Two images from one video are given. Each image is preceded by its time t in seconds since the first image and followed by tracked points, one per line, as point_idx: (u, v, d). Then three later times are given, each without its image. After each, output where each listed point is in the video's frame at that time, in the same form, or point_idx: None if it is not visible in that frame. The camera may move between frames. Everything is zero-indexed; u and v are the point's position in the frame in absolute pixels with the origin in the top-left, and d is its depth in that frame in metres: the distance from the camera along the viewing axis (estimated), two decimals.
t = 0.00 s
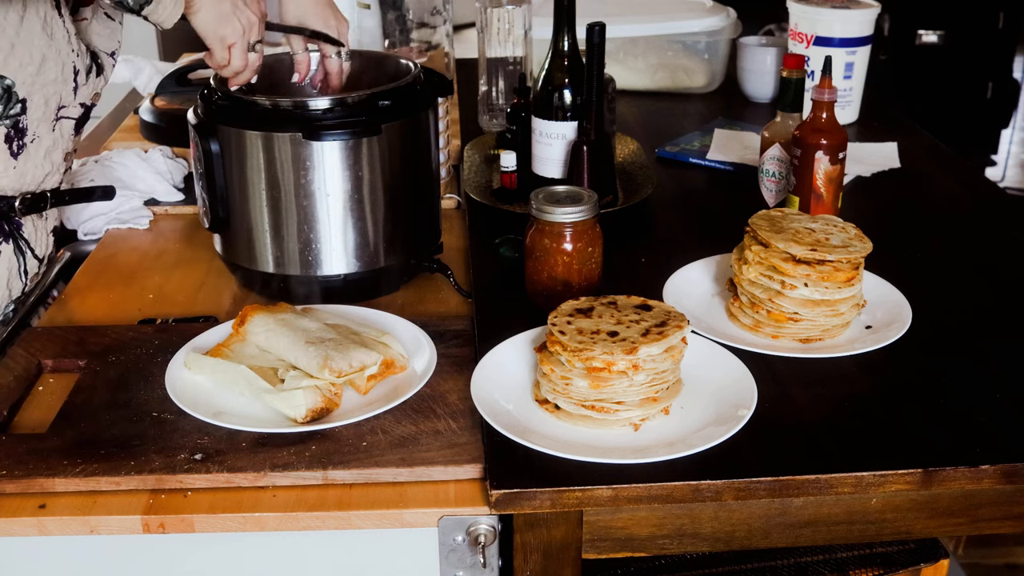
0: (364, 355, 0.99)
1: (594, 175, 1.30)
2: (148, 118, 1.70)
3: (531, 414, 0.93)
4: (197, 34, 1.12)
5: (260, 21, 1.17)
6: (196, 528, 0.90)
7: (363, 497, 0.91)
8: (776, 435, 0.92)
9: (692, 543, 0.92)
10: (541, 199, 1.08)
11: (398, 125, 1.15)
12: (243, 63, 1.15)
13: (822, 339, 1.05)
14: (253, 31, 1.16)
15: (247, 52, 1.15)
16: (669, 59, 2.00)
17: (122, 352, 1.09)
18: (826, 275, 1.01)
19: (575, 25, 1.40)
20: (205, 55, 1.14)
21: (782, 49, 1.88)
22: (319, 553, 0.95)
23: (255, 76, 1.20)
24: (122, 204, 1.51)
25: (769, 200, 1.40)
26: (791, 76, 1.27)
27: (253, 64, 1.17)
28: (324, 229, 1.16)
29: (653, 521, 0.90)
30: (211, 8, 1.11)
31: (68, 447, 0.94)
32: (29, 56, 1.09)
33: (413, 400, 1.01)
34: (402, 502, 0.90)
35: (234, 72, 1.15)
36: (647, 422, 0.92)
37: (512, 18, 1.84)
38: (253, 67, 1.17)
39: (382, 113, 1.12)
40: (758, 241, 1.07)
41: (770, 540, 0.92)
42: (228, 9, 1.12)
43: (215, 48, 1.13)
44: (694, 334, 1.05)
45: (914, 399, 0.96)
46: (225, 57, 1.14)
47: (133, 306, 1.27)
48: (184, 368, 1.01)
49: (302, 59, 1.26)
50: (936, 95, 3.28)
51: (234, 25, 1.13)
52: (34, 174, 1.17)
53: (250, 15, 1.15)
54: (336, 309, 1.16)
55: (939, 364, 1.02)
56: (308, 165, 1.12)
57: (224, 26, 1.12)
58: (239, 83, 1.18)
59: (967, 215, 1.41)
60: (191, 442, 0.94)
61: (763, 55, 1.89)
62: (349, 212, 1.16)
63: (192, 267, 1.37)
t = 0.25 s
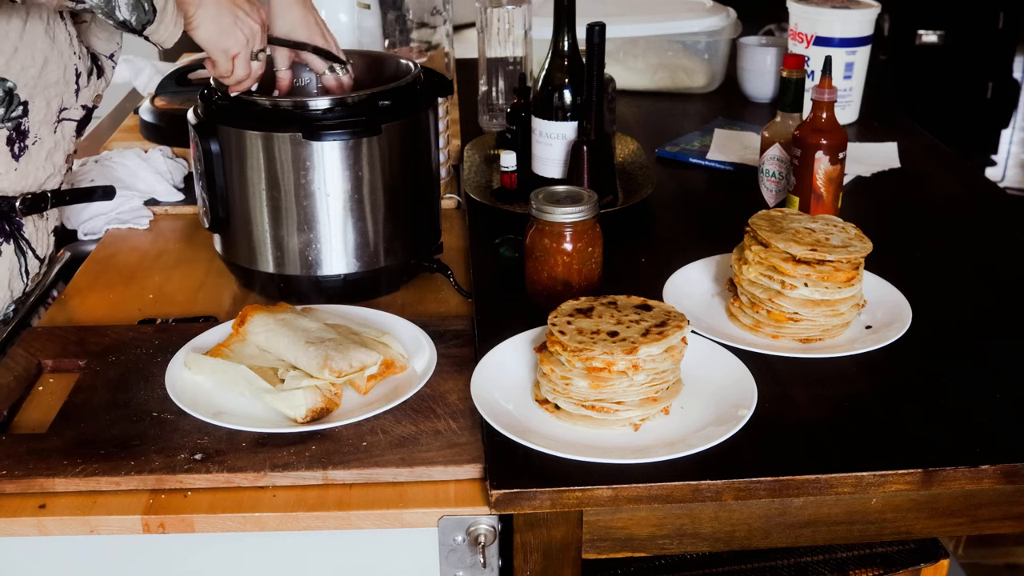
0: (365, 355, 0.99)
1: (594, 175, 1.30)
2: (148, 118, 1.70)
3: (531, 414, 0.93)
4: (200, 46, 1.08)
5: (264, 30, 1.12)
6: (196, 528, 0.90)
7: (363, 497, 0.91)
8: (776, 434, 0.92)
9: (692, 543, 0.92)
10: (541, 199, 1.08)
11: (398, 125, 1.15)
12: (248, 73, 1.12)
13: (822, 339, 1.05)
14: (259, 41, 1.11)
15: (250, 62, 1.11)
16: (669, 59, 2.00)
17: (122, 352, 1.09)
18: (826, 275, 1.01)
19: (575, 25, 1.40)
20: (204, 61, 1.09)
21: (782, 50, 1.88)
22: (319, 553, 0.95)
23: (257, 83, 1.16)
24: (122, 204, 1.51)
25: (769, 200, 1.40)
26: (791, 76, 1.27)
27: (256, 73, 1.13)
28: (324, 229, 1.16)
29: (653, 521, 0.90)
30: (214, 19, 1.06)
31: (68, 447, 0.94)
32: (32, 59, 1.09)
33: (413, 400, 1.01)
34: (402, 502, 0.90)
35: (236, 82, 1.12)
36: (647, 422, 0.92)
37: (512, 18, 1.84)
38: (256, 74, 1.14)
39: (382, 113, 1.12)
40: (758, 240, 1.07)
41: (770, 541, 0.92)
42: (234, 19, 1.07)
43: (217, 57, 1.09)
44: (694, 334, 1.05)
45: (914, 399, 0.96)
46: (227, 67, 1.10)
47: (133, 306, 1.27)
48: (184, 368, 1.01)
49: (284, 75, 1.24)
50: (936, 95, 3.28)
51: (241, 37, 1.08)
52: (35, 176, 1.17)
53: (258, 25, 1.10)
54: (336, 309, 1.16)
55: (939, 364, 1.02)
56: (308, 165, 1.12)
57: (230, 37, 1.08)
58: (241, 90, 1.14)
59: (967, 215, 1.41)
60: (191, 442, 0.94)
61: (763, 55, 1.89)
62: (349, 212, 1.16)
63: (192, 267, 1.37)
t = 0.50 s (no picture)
0: (365, 355, 0.99)
1: (594, 175, 1.30)
2: (148, 118, 1.70)
3: (531, 414, 0.93)
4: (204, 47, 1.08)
5: (268, 28, 1.12)
6: (196, 528, 0.90)
7: (363, 497, 0.91)
8: (776, 434, 0.92)
9: (692, 543, 0.92)
10: (541, 199, 1.08)
11: (398, 125, 1.15)
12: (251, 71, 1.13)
13: (822, 339, 1.05)
14: (263, 41, 1.11)
15: (253, 59, 1.12)
16: (669, 59, 2.00)
17: (122, 352, 1.09)
18: (826, 275, 1.01)
19: (575, 25, 1.40)
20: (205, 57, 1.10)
21: (782, 49, 1.88)
22: (320, 553, 0.95)
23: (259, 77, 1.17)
24: (122, 204, 1.51)
25: (769, 200, 1.40)
26: (791, 76, 1.27)
27: (257, 67, 1.15)
28: (324, 229, 1.16)
29: (653, 521, 0.90)
30: (219, 22, 1.06)
31: (68, 447, 0.94)
32: (29, 62, 1.09)
33: (413, 400, 1.01)
34: (402, 502, 0.90)
35: (240, 78, 1.14)
36: (647, 422, 0.92)
37: (512, 18, 1.84)
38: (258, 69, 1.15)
39: (382, 113, 1.12)
40: (758, 240, 1.07)
41: (770, 541, 0.92)
42: (238, 21, 1.07)
43: (220, 57, 1.10)
44: (694, 334, 1.05)
45: (914, 399, 0.96)
46: (230, 65, 1.11)
47: (133, 306, 1.27)
48: (184, 368, 1.01)
49: (281, 78, 1.23)
50: (936, 95, 3.28)
51: (246, 39, 1.09)
52: (34, 178, 1.17)
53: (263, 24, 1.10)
54: (336, 309, 1.16)
55: (939, 364, 1.02)
56: (308, 165, 1.12)
57: (234, 39, 1.08)
58: (244, 87, 1.16)
59: (967, 215, 1.41)
60: (191, 442, 0.94)
61: (763, 55, 1.89)
62: (349, 212, 1.16)
63: (192, 267, 1.37)
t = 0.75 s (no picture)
0: (365, 355, 0.99)
1: (594, 175, 1.30)
2: (148, 118, 1.70)
3: (531, 414, 0.93)
4: (200, 51, 1.07)
5: (266, 31, 1.10)
6: (196, 528, 0.90)
7: (363, 497, 0.91)
8: (776, 434, 0.92)
9: (692, 543, 0.92)
10: (541, 199, 1.08)
11: (398, 125, 1.15)
12: (248, 75, 1.11)
13: (822, 339, 1.05)
14: (260, 44, 1.10)
15: (250, 63, 1.11)
16: (669, 59, 2.00)
17: (122, 352, 1.09)
18: (826, 275, 1.01)
19: (575, 25, 1.40)
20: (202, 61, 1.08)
21: (782, 49, 1.88)
22: (319, 553, 0.95)
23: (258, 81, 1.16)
24: (122, 204, 1.51)
25: (769, 200, 1.40)
26: (791, 76, 1.27)
27: (256, 71, 1.13)
28: (324, 229, 1.16)
29: (653, 521, 0.90)
30: (214, 26, 1.05)
31: (68, 447, 0.94)
32: (27, 67, 1.08)
33: (413, 400, 1.01)
34: (402, 502, 0.90)
35: (238, 83, 1.12)
36: (647, 422, 0.92)
37: (512, 18, 1.84)
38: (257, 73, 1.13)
39: (382, 113, 1.12)
40: (758, 240, 1.07)
41: (770, 540, 0.92)
42: (235, 24, 1.06)
43: (217, 62, 1.08)
44: (694, 334, 1.05)
45: (914, 399, 0.96)
46: (228, 69, 1.10)
47: (133, 306, 1.27)
48: (184, 368, 1.01)
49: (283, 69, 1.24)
50: (936, 95, 3.28)
51: (242, 43, 1.07)
52: (32, 180, 1.17)
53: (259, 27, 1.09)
54: (336, 309, 1.16)
55: (939, 364, 1.02)
56: (308, 165, 1.12)
57: (230, 43, 1.07)
58: (242, 89, 1.13)
59: (967, 215, 1.41)
60: (191, 442, 0.94)
61: (763, 55, 1.89)
62: (349, 212, 1.16)
63: (192, 267, 1.37)
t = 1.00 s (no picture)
0: (365, 355, 0.99)
1: (594, 175, 1.30)
2: (148, 118, 1.70)
3: (531, 414, 0.93)
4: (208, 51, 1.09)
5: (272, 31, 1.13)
6: (196, 528, 0.90)
7: (363, 497, 0.91)
8: (776, 434, 0.92)
9: (692, 543, 0.92)
10: (541, 199, 1.08)
11: (398, 125, 1.14)
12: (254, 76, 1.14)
13: (822, 339, 1.05)
14: (266, 45, 1.13)
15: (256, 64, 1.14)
16: (669, 59, 2.00)
17: (122, 352, 1.09)
18: (826, 275, 1.01)
19: (575, 25, 1.40)
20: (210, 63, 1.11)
21: (782, 49, 1.88)
22: (320, 553, 0.95)
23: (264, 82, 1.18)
24: (122, 204, 1.51)
25: (769, 200, 1.40)
26: (791, 76, 1.27)
27: (261, 73, 1.16)
28: (324, 229, 1.16)
29: (653, 521, 0.90)
30: (224, 27, 1.07)
31: (68, 447, 0.94)
32: (23, 67, 1.09)
33: (413, 400, 1.01)
34: (402, 502, 0.90)
35: (244, 82, 1.14)
36: (647, 422, 0.92)
37: (512, 18, 1.84)
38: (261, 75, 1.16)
39: (382, 113, 1.12)
40: (758, 241, 1.07)
41: (770, 540, 0.92)
42: (242, 25, 1.09)
43: (225, 63, 1.11)
44: (694, 334, 1.05)
45: (914, 399, 0.96)
46: (236, 70, 1.12)
47: (133, 306, 1.27)
48: (184, 368, 1.01)
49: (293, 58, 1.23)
50: (936, 95, 3.28)
51: (250, 43, 1.10)
52: (29, 181, 1.17)
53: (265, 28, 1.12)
54: (336, 309, 1.16)
55: (939, 364, 1.02)
56: (308, 165, 1.12)
57: (240, 44, 1.09)
58: (248, 90, 1.15)
59: (967, 215, 1.41)
60: (191, 442, 0.94)
61: (763, 55, 1.89)
62: (349, 212, 1.16)
63: (192, 267, 1.37)
